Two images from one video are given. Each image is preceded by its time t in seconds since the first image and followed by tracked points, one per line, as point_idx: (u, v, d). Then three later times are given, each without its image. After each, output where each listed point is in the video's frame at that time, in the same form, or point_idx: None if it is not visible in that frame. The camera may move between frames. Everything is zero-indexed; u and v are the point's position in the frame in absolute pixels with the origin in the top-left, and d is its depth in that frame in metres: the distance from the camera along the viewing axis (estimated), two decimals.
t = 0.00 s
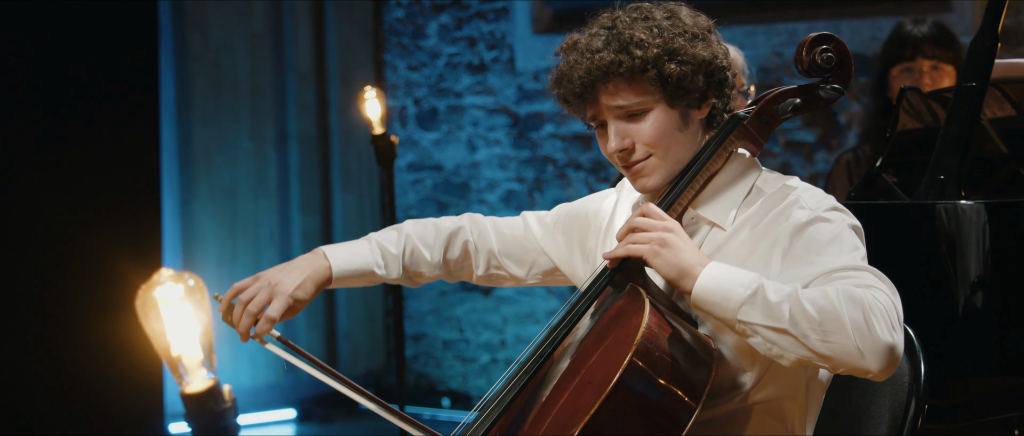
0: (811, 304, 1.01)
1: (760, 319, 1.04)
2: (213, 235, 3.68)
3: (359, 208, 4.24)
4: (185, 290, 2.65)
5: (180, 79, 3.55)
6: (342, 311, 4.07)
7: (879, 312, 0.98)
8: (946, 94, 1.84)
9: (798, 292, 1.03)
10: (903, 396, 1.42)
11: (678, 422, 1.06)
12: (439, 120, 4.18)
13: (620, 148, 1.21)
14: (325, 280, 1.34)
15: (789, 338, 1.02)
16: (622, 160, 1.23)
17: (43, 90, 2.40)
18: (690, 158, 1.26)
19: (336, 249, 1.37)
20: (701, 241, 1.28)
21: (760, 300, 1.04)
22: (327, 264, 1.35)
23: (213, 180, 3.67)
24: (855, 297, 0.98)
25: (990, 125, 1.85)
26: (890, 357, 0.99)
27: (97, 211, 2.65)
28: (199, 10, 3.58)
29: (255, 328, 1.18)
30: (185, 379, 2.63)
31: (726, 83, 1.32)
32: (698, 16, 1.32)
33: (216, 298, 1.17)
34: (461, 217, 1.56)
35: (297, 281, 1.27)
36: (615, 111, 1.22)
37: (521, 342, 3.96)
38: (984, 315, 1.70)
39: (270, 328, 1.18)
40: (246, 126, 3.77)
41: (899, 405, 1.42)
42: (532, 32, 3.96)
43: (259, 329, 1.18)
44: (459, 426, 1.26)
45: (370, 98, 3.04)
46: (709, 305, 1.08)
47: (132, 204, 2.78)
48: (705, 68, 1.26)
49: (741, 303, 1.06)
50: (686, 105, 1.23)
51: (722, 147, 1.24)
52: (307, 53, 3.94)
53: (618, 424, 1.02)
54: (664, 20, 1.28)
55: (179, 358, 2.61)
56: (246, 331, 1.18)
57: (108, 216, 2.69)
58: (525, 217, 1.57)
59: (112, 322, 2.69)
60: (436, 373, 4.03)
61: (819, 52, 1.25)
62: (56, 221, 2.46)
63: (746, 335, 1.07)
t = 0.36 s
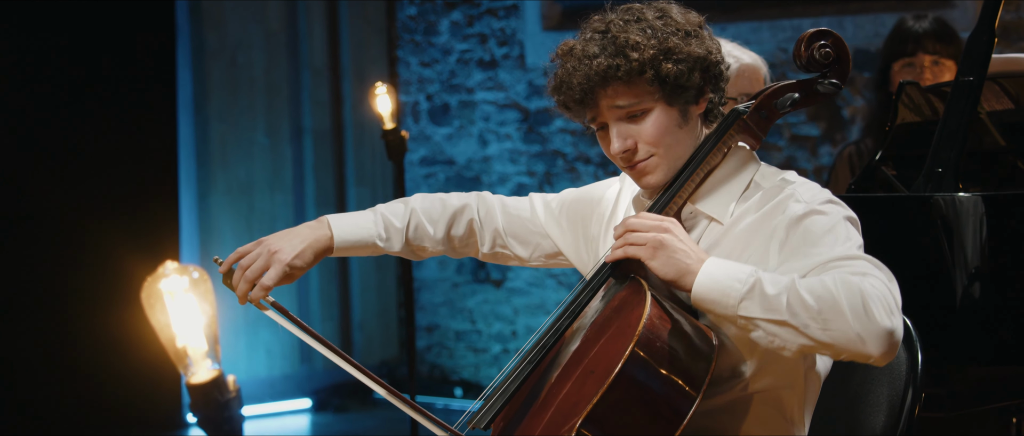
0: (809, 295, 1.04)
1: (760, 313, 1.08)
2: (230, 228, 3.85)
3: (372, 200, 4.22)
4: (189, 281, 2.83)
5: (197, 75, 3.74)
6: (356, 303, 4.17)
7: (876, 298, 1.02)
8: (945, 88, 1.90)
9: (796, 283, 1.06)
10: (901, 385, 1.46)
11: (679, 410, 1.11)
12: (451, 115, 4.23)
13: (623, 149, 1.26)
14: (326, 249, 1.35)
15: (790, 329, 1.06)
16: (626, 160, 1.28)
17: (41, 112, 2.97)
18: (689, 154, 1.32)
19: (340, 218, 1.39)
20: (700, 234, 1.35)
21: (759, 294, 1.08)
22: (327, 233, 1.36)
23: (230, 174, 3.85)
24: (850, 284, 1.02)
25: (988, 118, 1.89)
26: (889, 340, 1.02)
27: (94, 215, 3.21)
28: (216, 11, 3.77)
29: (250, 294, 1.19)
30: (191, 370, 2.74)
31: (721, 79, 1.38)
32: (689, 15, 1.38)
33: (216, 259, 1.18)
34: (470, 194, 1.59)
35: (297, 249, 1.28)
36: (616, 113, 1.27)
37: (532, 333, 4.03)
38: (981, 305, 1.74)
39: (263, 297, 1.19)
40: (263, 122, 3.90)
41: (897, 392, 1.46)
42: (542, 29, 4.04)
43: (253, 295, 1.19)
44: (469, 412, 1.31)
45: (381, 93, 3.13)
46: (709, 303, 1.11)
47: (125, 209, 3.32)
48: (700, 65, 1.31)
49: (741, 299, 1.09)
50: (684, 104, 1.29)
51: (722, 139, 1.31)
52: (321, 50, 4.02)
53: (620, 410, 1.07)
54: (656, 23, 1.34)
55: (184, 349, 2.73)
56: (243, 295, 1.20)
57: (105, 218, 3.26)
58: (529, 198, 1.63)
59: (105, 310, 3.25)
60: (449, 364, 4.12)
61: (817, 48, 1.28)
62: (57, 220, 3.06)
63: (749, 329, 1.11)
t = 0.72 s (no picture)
0: (755, 236, 0.99)
1: (709, 268, 1.00)
2: (247, 216, 3.98)
3: (388, 190, 4.24)
4: (197, 268, 2.90)
5: (215, 65, 3.86)
6: (371, 291, 4.25)
7: (820, 226, 0.97)
8: (948, 82, 1.97)
9: (739, 233, 1.01)
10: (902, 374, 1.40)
11: (684, 398, 1.08)
12: (465, 107, 4.29)
13: (625, 149, 1.23)
14: (343, 267, 1.30)
15: (740, 275, 0.98)
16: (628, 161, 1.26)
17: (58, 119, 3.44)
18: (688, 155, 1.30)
19: (350, 234, 1.33)
20: (699, 225, 1.30)
21: (704, 251, 1.01)
22: (342, 250, 1.30)
23: (248, 164, 3.96)
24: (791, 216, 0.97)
25: (990, 112, 1.93)
26: (844, 268, 0.95)
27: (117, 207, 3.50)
28: (236, 6, 3.89)
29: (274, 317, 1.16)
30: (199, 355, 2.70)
31: (719, 79, 1.36)
32: (688, 17, 1.37)
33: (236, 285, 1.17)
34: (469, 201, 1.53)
35: (316, 268, 1.24)
36: (617, 114, 1.25)
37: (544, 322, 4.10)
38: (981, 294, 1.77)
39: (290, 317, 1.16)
40: (280, 113, 4.00)
41: (899, 382, 1.41)
42: (554, 22, 4.10)
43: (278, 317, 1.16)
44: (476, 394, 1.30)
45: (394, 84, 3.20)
46: (657, 278, 1.02)
47: (147, 201, 3.49)
48: (700, 66, 1.30)
49: (689, 261, 1.01)
50: (685, 104, 1.27)
51: (727, 134, 1.25)
52: (338, 42, 4.07)
53: (625, 399, 1.04)
54: (654, 24, 1.32)
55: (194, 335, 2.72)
56: (266, 319, 1.18)
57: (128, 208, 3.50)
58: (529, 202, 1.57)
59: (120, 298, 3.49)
60: (462, 351, 4.19)
61: (821, 43, 1.27)
62: (68, 214, 3.45)
63: (703, 295, 1.02)
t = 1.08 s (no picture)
0: (740, 245, 1.05)
1: (699, 278, 1.06)
2: (266, 212, 4.07)
3: (404, 186, 4.36)
4: (207, 262, 2.88)
5: (235, 64, 3.94)
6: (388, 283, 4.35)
7: (804, 231, 1.02)
8: (950, 78, 2.01)
9: (726, 241, 1.07)
10: (902, 366, 1.40)
11: (688, 388, 1.13)
12: (480, 103, 4.37)
13: (625, 147, 1.30)
14: (359, 277, 1.32)
15: (729, 283, 1.05)
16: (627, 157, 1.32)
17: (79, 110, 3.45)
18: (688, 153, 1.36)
19: (362, 245, 1.35)
20: (698, 225, 1.33)
21: (693, 262, 1.07)
22: (356, 260, 1.32)
23: (267, 160, 4.05)
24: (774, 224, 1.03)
25: (993, 108, 1.98)
26: (830, 269, 1.01)
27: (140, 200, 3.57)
28: (254, 6, 3.95)
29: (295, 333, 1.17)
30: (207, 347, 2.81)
31: (718, 77, 1.40)
32: (687, 14, 1.40)
33: (255, 305, 1.17)
34: (470, 207, 1.55)
35: (333, 281, 1.26)
36: (617, 112, 1.31)
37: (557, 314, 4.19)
38: (981, 288, 1.79)
39: (311, 331, 1.17)
40: (298, 110, 4.08)
41: (899, 374, 1.40)
42: (567, 20, 4.18)
43: (300, 332, 1.17)
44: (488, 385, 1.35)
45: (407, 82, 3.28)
46: (651, 288, 1.09)
47: (168, 195, 3.59)
48: (699, 64, 1.34)
49: (680, 272, 1.08)
50: (683, 102, 1.32)
51: (729, 131, 1.30)
52: (355, 40, 4.16)
53: (631, 388, 1.09)
54: (652, 23, 1.36)
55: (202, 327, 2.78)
56: (287, 335, 1.18)
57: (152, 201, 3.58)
58: (526, 206, 1.59)
59: (139, 289, 3.57)
60: (476, 342, 4.28)
61: (823, 40, 1.29)
62: (95, 206, 3.50)
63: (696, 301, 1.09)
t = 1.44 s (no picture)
0: (735, 250, 1.08)
1: (694, 280, 1.10)
2: (283, 206, 4.15)
3: (418, 182, 4.49)
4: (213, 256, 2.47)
5: (253, 62, 4.06)
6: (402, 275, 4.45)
7: (799, 240, 1.04)
8: (952, 76, 2.06)
9: (721, 244, 1.10)
10: (902, 360, 1.43)
11: (687, 381, 1.15)
12: (493, 100, 4.43)
13: (611, 160, 1.31)
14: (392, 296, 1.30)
15: (723, 286, 1.08)
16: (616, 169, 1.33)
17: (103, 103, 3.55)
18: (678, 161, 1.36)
19: (391, 261, 1.35)
20: (693, 224, 1.34)
21: (689, 263, 1.11)
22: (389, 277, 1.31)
23: (283, 156, 4.13)
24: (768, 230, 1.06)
25: (994, 106, 2.02)
26: (821, 278, 1.04)
27: (155, 194, 3.64)
28: (272, 4, 4.06)
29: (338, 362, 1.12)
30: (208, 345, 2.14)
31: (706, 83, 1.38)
32: (665, 20, 1.38)
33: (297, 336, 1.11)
34: (469, 220, 1.57)
35: (372, 307, 1.22)
36: (600, 127, 1.32)
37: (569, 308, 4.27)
38: (982, 283, 1.80)
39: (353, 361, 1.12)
40: (314, 107, 4.16)
41: (898, 367, 1.43)
42: (580, 19, 4.25)
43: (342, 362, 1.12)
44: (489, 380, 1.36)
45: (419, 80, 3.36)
46: (649, 285, 1.13)
47: (183, 188, 3.66)
48: (678, 71, 1.32)
49: (676, 271, 1.11)
50: (666, 111, 1.30)
51: (730, 128, 1.32)
52: (370, 37, 4.26)
53: (632, 379, 1.11)
54: (631, 35, 1.35)
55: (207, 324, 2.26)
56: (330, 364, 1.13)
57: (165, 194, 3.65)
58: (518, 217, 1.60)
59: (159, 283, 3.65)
60: (490, 335, 4.37)
61: (820, 40, 1.35)
62: (118, 202, 3.59)
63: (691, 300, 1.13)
